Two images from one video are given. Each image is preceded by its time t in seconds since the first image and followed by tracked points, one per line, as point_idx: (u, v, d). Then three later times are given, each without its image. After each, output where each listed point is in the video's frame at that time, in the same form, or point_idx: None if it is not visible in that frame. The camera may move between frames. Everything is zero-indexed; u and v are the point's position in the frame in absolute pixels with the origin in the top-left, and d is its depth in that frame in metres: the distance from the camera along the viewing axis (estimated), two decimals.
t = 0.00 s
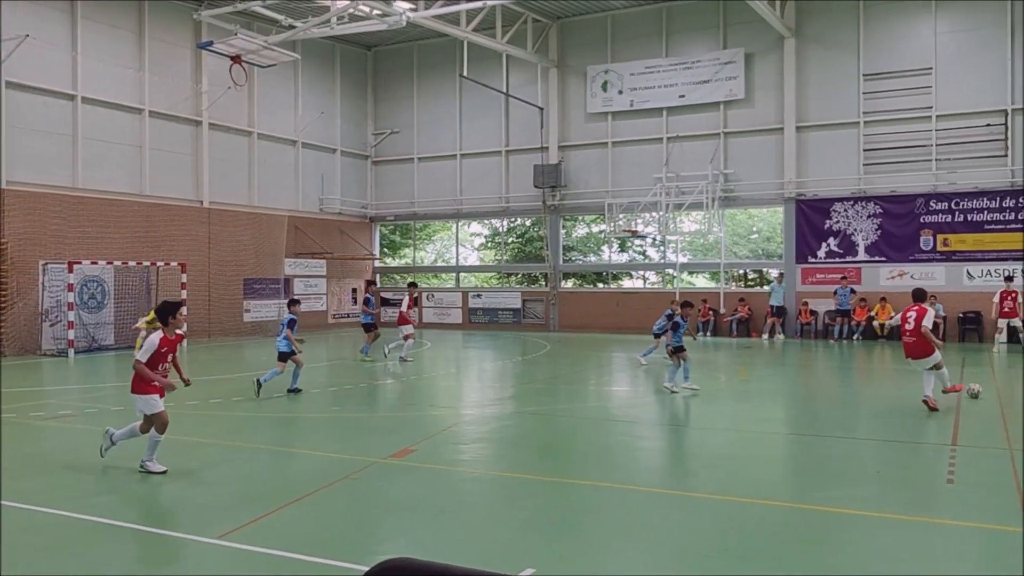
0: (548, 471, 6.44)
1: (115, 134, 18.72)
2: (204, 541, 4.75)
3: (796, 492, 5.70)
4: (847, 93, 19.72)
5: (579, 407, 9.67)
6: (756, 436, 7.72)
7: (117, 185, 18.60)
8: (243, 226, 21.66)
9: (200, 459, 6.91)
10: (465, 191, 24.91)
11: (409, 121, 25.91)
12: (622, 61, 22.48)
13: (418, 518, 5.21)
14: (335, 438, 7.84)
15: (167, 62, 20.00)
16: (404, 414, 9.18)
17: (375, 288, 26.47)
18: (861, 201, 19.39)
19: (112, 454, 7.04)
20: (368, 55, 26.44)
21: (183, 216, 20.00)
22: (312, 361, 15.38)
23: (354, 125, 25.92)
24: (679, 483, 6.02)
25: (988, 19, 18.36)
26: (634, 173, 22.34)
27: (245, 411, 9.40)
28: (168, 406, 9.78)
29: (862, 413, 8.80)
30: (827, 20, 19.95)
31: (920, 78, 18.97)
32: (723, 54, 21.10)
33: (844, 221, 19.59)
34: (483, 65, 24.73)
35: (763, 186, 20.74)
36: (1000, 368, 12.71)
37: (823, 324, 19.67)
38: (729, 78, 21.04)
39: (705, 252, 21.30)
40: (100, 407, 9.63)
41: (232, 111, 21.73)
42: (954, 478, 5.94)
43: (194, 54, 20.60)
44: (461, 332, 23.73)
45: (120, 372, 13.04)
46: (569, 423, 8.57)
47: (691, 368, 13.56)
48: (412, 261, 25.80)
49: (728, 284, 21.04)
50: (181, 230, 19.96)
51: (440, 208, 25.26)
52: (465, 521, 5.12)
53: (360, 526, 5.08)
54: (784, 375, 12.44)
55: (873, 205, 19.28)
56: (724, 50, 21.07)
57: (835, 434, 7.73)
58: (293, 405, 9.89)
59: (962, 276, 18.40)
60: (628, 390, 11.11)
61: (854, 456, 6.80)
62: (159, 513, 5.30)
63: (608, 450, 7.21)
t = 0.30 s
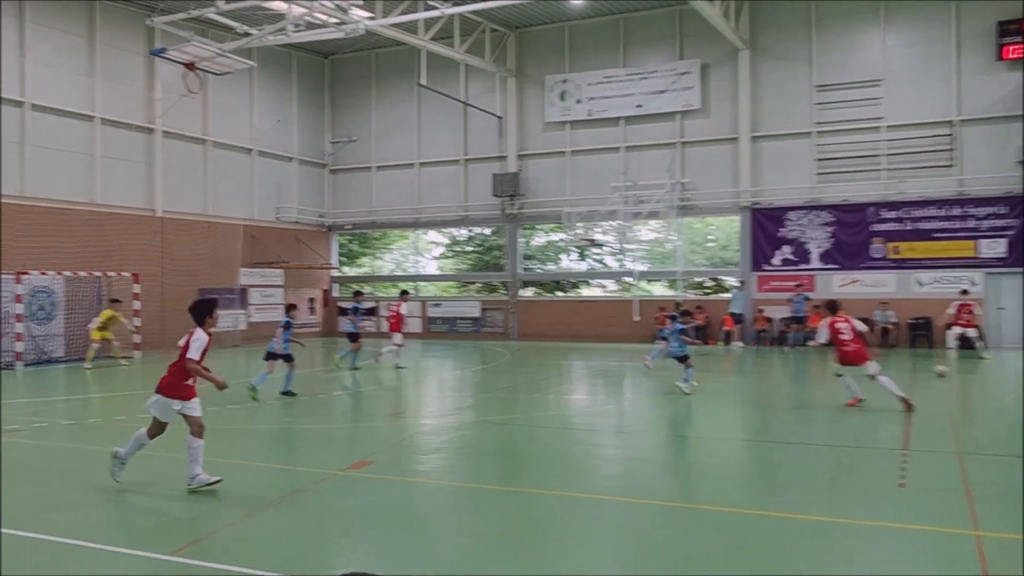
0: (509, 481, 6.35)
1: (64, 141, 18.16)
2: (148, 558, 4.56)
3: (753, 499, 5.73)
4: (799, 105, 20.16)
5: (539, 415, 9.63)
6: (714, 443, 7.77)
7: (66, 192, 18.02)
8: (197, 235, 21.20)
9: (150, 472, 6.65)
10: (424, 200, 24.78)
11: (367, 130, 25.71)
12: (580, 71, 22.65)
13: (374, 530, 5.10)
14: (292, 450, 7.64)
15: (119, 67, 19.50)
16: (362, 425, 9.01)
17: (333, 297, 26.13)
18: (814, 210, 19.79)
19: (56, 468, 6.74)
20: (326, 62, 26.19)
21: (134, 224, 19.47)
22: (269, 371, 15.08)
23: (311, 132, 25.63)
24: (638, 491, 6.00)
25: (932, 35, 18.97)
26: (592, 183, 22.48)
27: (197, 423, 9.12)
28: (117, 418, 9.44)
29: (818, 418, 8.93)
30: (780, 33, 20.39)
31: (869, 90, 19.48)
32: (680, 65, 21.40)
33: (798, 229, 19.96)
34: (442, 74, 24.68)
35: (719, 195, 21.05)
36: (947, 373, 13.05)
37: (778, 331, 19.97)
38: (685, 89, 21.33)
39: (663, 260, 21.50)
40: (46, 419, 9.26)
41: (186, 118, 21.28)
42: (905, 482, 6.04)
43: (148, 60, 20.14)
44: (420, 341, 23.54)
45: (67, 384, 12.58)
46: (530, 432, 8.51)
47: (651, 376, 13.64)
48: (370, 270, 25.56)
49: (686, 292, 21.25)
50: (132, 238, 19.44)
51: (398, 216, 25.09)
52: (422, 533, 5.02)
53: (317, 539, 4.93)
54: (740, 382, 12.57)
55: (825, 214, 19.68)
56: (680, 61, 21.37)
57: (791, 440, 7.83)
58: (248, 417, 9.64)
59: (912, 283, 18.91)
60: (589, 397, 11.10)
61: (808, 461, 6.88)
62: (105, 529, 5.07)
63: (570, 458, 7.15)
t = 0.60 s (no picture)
0: (493, 482, 6.34)
1: (40, 143, 17.84)
2: (122, 564, 4.47)
3: (732, 497, 5.74)
4: (776, 106, 20.33)
5: (520, 416, 9.60)
6: (693, 442, 7.79)
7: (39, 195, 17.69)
8: (173, 238, 20.94)
9: (128, 477, 6.56)
10: (403, 202, 24.68)
11: (345, 131, 25.57)
12: (560, 72, 22.68)
13: (354, 532, 5.04)
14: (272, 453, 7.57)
15: (93, 68, 19.17)
16: (342, 428, 8.96)
17: (311, 300, 25.94)
18: (791, 210, 19.99)
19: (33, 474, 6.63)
20: (304, 63, 26.03)
21: (109, 226, 19.22)
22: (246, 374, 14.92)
23: (288, 134, 25.43)
24: (618, 491, 6.00)
25: (906, 38, 19.24)
26: (572, 184, 22.52)
27: (174, 427, 9.00)
28: (93, 423, 9.28)
29: (797, 417, 9.01)
30: (757, 35, 20.56)
31: (845, 91, 19.71)
32: (658, 66, 21.49)
33: (776, 229, 20.14)
34: (421, 75, 24.60)
35: (697, 196, 21.16)
36: (922, 371, 13.21)
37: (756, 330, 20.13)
38: (663, 90, 21.41)
39: (642, 261, 21.58)
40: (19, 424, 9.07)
41: (162, 119, 21.00)
42: (881, 480, 6.10)
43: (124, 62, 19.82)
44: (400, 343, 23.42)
45: (42, 390, 12.35)
46: (511, 433, 8.52)
47: (630, 376, 13.68)
48: (350, 272, 25.42)
49: (665, 292, 21.34)
50: (107, 241, 19.14)
51: (377, 218, 24.97)
52: (402, 535, 4.98)
53: (299, 541, 4.89)
54: (719, 382, 12.66)
55: (802, 215, 19.91)
56: (658, 63, 21.46)
57: (770, 438, 7.87)
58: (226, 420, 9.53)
59: (888, 283, 19.16)
60: (570, 398, 11.10)
61: (789, 459, 6.94)
62: (85, 532, 5.00)
63: (552, 459, 7.16)
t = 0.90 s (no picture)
0: (488, 480, 6.34)
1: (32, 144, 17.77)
2: (117, 565, 4.46)
3: (726, 494, 5.76)
4: (769, 103, 20.36)
5: (515, 415, 9.61)
6: (688, 439, 7.80)
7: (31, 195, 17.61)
8: (167, 238, 20.89)
9: (122, 478, 6.54)
10: (397, 200, 24.65)
11: (339, 130, 25.54)
12: (553, 70, 22.68)
13: (349, 532, 5.03)
14: (268, 453, 7.57)
15: (85, 68, 19.09)
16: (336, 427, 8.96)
17: (306, 299, 25.91)
18: (785, 207, 20.04)
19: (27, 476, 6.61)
20: (297, 62, 26.00)
21: (103, 226, 19.15)
22: (242, 374, 14.92)
23: (282, 133, 25.38)
24: (613, 489, 6.00)
25: (898, 34, 19.30)
26: (566, 182, 22.52)
27: (169, 428, 8.99)
28: (87, 424, 9.27)
29: (791, 413, 9.03)
30: (750, 32, 20.59)
31: (838, 88, 19.76)
32: (651, 63, 21.51)
33: (770, 226, 20.18)
34: (414, 73, 24.57)
35: (691, 194, 21.19)
36: (915, 366, 13.26)
37: (751, 327, 20.17)
38: (656, 87, 21.43)
39: (636, 258, 21.61)
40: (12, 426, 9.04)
41: (156, 119, 20.95)
42: (876, 475, 6.12)
43: (115, 61, 19.74)
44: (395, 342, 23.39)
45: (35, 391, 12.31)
46: (506, 431, 8.53)
47: (626, 374, 13.69)
48: (344, 271, 25.37)
49: (660, 289, 21.36)
50: (101, 242, 19.08)
51: (372, 217, 24.93)
52: (398, 534, 4.97)
53: (295, 540, 4.89)
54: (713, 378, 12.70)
55: (796, 211, 19.96)
56: (651, 60, 21.48)
57: (766, 434, 7.88)
58: (221, 420, 9.51)
59: (882, 279, 19.22)
60: (564, 396, 11.12)
61: (783, 455, 6.97)
62: (80, 534, 4.99)
63: (547, 457, 7.17)
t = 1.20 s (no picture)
0: (478, 475, 6.33)
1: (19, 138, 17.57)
2: (106, 561, 4.42)
3: (717, 488, 5.76)
4: (759, 98, 20.39)
5: (506, 410, 9.59)
6: (679, 434, 7.81)
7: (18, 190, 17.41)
8: (155, 233, 20.74)
9: (110, 473, 6.49)
10: (387, 195, 24.56)
11: (329, 124, 25.43)
12: (543, 65, 22.65)
13: (341, 527, 5.02)
14: (257, 448, 7.53)
15: (72, 61, 18.88)
16: (326, 422, 8.92)
17: (296, 294, 25.82)
18: (775, 202, 20.09)
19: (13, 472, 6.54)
20: (286, 57, 25.85)
21: (91, 221, 18.98)
22: (232, 370, 14.82)
23: (271, 127, 25.23)
24: (605, 483, 6.00)
25: (888, 29, 19.36)
26: (556, 177, 22.49)
27: (157, 423, 8.92)
28: (75, 419, 9.19)
29: (780, 407, 9.06)
30: (740, 27, 20.61)
31: (827, 83, 19.81)
32: (641, 58, 21.50)
33: (760, 221, 20.24)
34: (404, 68, 24.47)
35: (681, 189, 21.21)
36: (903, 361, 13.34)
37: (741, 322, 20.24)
38: (647, 82, 21.43)
39: (627, 253, 21.62)
40: None
41: (144, 113, 20.78)
42: (865, 469, 6.15)
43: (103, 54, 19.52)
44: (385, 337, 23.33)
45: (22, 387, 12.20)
46: (496, 426, 8.52)
47: (616, 369, 13.71)
48: (334, 266, 25.27)
49: (650, 284, 21.39)
50: (89, 236, 18.91)
51: (361, 211, 24.84)
52: (390, 528, 4.96)
53: (285, 536, 4.86)
54: (702, 373, 12.74)
55: (786, 206, 20.02)
56: (642, 55, 21.47)
57: (755, 429, 7.91)
58: (210, 415, 9.45)
59: (871, 274, 19.32)
60: (554, 391, 11.12)
61: (773, 449, 6.99)
62: (67, 530, 4.94)
63: (538, 451, 7.17)
